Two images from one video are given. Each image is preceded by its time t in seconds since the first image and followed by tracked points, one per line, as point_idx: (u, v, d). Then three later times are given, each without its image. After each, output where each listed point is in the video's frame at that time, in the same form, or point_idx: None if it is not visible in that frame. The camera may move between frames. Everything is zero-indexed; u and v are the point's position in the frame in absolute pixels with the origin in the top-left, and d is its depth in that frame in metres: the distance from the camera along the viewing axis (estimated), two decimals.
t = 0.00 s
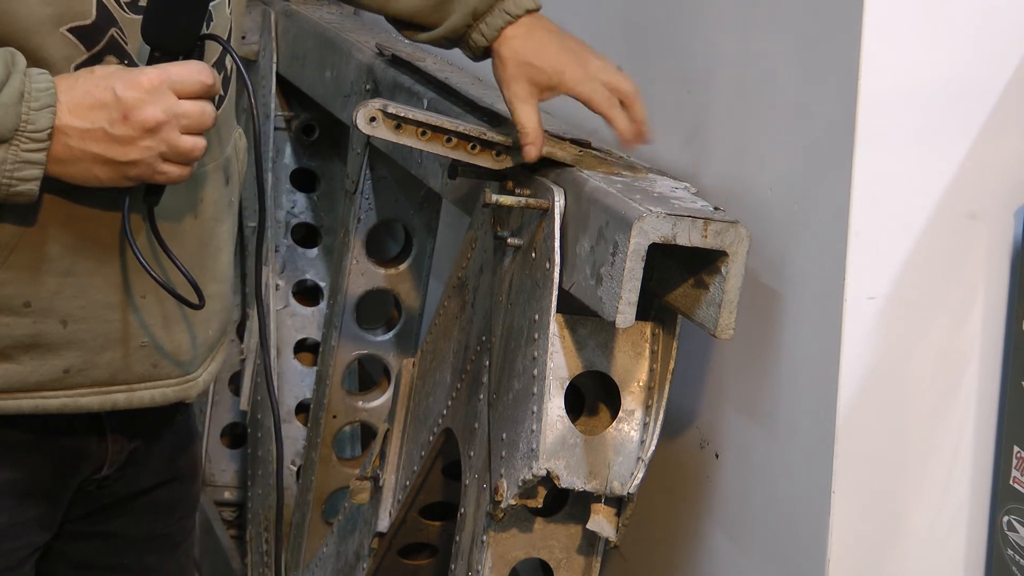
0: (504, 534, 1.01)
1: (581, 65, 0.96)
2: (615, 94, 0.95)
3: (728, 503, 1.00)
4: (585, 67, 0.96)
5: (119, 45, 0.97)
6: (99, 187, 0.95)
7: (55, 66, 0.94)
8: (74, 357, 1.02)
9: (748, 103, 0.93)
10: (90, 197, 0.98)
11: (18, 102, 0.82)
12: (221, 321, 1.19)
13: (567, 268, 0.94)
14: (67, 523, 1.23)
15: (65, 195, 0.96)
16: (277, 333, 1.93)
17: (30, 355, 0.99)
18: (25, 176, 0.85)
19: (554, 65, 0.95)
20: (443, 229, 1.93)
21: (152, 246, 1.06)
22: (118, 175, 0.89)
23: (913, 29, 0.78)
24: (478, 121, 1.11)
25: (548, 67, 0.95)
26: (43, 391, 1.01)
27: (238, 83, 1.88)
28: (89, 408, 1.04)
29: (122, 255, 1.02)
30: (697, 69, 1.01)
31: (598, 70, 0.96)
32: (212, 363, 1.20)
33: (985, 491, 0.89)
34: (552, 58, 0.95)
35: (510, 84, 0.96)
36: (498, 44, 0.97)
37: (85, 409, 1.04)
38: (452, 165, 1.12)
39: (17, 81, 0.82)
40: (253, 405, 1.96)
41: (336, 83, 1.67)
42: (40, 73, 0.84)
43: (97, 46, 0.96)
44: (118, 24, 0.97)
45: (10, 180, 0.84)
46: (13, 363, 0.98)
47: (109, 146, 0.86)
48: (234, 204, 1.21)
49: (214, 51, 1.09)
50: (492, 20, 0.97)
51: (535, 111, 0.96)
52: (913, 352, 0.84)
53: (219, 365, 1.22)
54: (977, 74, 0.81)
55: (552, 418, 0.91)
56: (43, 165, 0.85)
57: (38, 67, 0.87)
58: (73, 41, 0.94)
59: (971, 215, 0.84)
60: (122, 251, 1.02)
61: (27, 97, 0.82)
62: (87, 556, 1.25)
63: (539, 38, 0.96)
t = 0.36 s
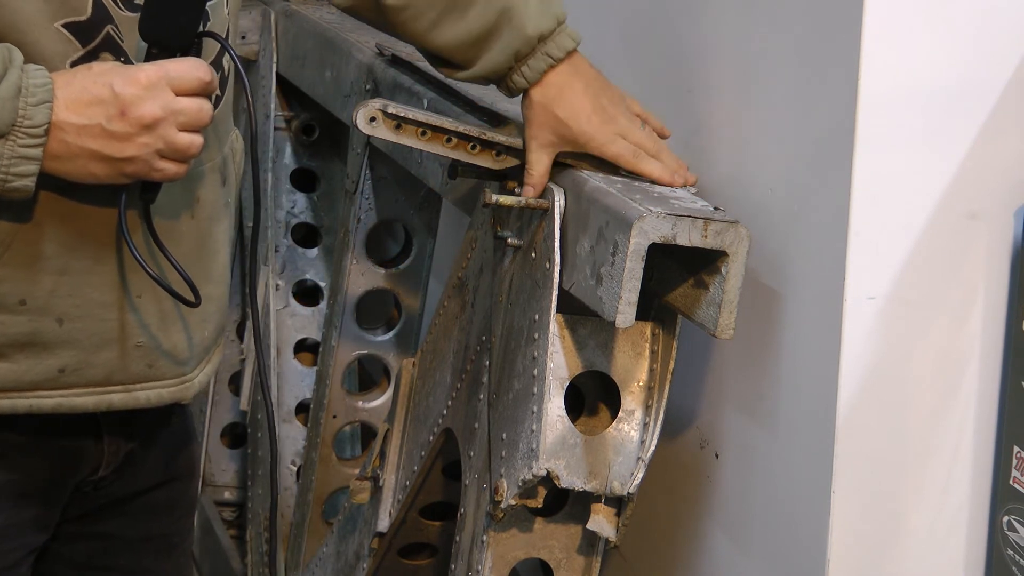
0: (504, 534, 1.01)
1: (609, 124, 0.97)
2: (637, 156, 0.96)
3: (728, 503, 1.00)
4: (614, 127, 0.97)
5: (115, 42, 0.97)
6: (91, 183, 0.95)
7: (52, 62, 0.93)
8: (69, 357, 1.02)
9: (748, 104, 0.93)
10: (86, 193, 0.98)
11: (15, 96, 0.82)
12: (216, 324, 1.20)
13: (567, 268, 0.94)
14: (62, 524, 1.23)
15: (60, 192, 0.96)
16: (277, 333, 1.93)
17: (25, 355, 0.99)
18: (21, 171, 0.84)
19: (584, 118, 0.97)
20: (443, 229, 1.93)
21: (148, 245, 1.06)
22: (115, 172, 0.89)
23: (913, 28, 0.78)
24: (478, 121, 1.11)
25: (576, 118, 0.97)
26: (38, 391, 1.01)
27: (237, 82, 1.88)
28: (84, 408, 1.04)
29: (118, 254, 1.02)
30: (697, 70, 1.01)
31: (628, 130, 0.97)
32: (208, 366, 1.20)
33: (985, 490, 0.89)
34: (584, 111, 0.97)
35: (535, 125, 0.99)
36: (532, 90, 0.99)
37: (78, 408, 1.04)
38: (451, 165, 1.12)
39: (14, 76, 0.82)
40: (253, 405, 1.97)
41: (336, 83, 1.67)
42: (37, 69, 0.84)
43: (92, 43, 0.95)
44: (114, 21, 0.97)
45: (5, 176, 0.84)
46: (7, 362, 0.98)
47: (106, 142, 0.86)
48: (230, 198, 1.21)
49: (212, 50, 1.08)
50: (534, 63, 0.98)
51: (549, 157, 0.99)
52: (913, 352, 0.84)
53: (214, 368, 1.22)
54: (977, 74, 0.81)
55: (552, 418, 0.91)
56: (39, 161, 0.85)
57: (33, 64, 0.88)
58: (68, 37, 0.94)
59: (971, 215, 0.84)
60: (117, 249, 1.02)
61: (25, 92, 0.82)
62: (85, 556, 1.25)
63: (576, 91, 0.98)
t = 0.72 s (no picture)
0: (503, 534, 1.01)
1: (622, 127, 0.98)
2: (649, 158, 0.97)
3: (728, 503, 1.00)
4: (627, 130, 0.98)
5: (123, 45, 0.97)
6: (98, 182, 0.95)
7: (58, 59, 0.93)
8: (65, 358, 1.02)
9: (748, 104, 0.93)
10: (92, 192, 0.98)
11: (24, 92, 0.82)
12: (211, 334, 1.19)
13: (567, 268, 0.94)
14: (58, 525, 1.22)
15: (67, 191, 0.96)
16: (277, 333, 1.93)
17: (20, 355, 0.99)
18: (28, 168, 0.84)
19: (598, 119, 0.98)
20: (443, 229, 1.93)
21: (155, 245, 1.06)
22: (123, 171, 0.89)
23: (913, 28, 0.78)
24: (478, 121, 1.11)
25: (590, 119, 0.98)
26: (33, 391, 1.00)
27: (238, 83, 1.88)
28: (76, 410, 1.03)
29: (125, 252, 1.03)
30: (698, 69, 1.01)
31: (640, 133, 0.98)
32: (204, 372, 1.20)
33: (985, 490, 0.89)
34: (598, 113, 0.98)
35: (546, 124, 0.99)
36: (548, 91, 1.00)
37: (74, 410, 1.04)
38: (451, 165, 1.12)
39: (23, 73, 0.82)
40: (253, 405, 1.97)
41: (336, 84, 1.67)
42: (47, 66, 0.85)
43: (101, 44, 0.95)
44: (121, 25, 0.97)
45: (12, 172, 0.84)
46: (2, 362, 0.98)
47: (114, 140, 0.86)
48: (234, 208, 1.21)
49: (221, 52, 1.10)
50: (553, 63, 0.99)
51: (558, 156, 0.99)
52: (913, 352, 0.84)
53: (209, 376, 1.21)
54: (978, 73, 0.81)
55: (552, 418, 0.91)
56: (46, 158, 0.85)
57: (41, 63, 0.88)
58: (77, 39, 0.93)
59: (971, 215, 0.84)
60: (124, 248, 1.02)
61: (34, 88, 0.82)
62: (84, 557, 1.25)
63: (591, 94, 0.99)
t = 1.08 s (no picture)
0: (503, 534, 1.01)
1: (622, 127, 0.98)
2: (649, 158, 0.97)
3: (728, 502, 1.00)
4: (627, 129, 0.98)
5: (121, 55, 0.97)
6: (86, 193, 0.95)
7: (55, 72, 0.94)
8: (55, 364, 1.02)
9: (749, 104, 0.93)
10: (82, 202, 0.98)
11: (13, 103, 0.81)
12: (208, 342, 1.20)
13: (567, 268, 0.94)
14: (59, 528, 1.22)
15: (57, 201, 0.96)
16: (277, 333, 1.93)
17: (13, 359, 1.00)
18: (15, 178, 0.84)
19: (598, 119, 0.98)
20: (443, 229, 1.93)
21: (145, 259, 1.07)
22: (112, 183, 0.89)
23: (912, 29, 0.78)
24: (478, 121, 1.12)
25: (589, 119, 0.98)
26: (24, 397, 1.01)
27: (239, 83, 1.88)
28: (67, 416, 1.05)
29: (112, 270, 1.03)
30: (698, 70, 1.01)
31: (640, 133, 0.98)
32: (199, 380, 1.20)
33: (985, 490, 0.89)
34: (598, 113, 0.98)
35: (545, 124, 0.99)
36: (548, 90, 1.00)
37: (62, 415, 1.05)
38: (451, 165, 1.12)
39: (14, 82, 0.82)
40: (253, 404, 1.97)
41: (337, 84, 1.67)
42: (37, 76, 0.84)
43: (99, 54, 0.96)
44: (120, 34, 0.97)
45: None
46: None
47: (103, 153, 0.86)
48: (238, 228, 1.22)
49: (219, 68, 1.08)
50: (555, 64, 0.99)
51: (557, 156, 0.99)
52: (913, 352, 0.84)
53: (207, 382, 1.22)
54: (977, 73, 0.81)
55: (552, 418, 0.91)
56: (33, 168, 0.85)
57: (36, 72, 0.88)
58: (75, 49, 0.94)
59: (971, 215, 0.84)
60: (112, 266, 1.02)
61: (23, 99, 0.82)
62: (84, 558, 1.26)
63: (591, 94, 0.99)
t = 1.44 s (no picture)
0: (503, 534, 1.01)
1: (622, 127, 0.98)
2: (650, 157, 0.97)
3: (728, 502, 1.00)
4: (627, 129, 0.98)
5: (121, 57, 0.97)
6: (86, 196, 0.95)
7: (56, 73, 0.94)
8: (55, 366, 1.02)
9: (749, 105, 0.93)
10: (81, 205, 0.98)
11: (13, 109, 0.81)
12: (209, 342, 1.19)
13: (567, 268, 0.94)
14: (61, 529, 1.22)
15: (56, 204, 0.96)
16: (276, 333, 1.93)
17: (12, 361, 0.99)
18: (16, 183, 0.85)
19: (599, 119, 0.98)
20: (443, 229, 1.93)
21: (146, 262, 1.07)
22: (112, 186, 0.89)
23: (912, 29, 0.78)
24: (478, 121, 1.12)
25: (590, 119, 0.98)
26: (23, 400, 1.01)
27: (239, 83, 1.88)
28: (66, 418, 1.04)
29: (113, 273, 1.03)
30: (698, 70, 1.01)
31: (640, 132, 0.98)
32: (199, 381, 1.20)
33: (985, 490, 0.89)
34: (598, 113, 0.98)
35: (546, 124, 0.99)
36: (549, 90, 1.00)
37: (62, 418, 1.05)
38: (451, 165, 1.12)
39: (13, 88, 0.82)
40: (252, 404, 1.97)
41: (337, 84, 1.67)
42: (37, 79, 0.84)
43: (99, 57, 0.95)
44: (120, 36, 0.97)
45: None
46: None
47: (104, 156, 0.86)
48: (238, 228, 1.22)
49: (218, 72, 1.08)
50: (556, 64, 0.99)
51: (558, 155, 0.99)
52: (913, 352, 0.84)
53: (206, 384, 1.21)
54: (977, 73, 0.81)
55: (552, 418, 0.91)
56: (34, 173, 0.85)
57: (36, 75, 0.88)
58: (74, 51, 0.94)
59: (971, 215, 0.84)
60: (113, 269, 1.03)
61: (23, 104, 0.82)
62: (84, 559, 1.26)
63: (591, 94, 0.99)
